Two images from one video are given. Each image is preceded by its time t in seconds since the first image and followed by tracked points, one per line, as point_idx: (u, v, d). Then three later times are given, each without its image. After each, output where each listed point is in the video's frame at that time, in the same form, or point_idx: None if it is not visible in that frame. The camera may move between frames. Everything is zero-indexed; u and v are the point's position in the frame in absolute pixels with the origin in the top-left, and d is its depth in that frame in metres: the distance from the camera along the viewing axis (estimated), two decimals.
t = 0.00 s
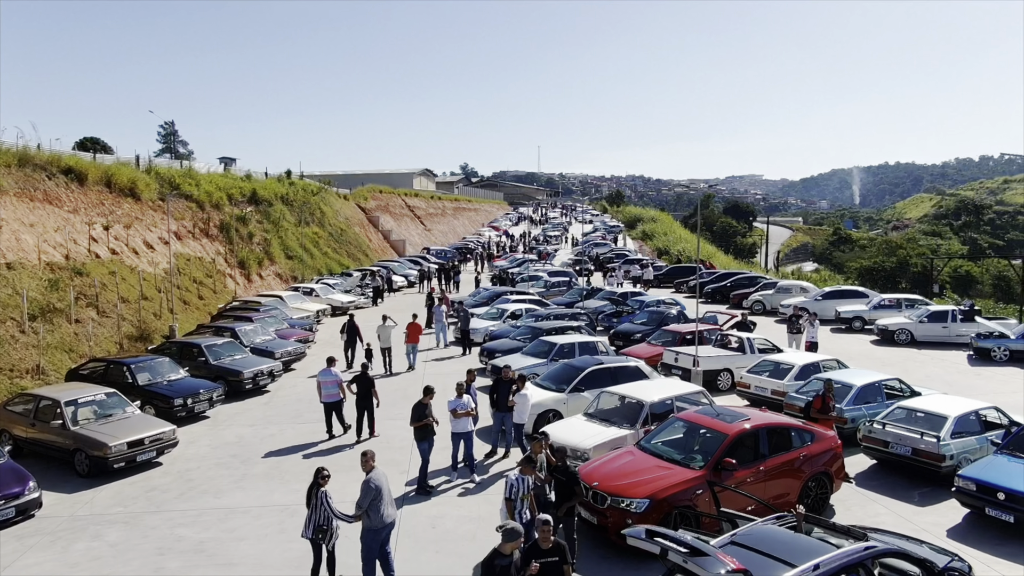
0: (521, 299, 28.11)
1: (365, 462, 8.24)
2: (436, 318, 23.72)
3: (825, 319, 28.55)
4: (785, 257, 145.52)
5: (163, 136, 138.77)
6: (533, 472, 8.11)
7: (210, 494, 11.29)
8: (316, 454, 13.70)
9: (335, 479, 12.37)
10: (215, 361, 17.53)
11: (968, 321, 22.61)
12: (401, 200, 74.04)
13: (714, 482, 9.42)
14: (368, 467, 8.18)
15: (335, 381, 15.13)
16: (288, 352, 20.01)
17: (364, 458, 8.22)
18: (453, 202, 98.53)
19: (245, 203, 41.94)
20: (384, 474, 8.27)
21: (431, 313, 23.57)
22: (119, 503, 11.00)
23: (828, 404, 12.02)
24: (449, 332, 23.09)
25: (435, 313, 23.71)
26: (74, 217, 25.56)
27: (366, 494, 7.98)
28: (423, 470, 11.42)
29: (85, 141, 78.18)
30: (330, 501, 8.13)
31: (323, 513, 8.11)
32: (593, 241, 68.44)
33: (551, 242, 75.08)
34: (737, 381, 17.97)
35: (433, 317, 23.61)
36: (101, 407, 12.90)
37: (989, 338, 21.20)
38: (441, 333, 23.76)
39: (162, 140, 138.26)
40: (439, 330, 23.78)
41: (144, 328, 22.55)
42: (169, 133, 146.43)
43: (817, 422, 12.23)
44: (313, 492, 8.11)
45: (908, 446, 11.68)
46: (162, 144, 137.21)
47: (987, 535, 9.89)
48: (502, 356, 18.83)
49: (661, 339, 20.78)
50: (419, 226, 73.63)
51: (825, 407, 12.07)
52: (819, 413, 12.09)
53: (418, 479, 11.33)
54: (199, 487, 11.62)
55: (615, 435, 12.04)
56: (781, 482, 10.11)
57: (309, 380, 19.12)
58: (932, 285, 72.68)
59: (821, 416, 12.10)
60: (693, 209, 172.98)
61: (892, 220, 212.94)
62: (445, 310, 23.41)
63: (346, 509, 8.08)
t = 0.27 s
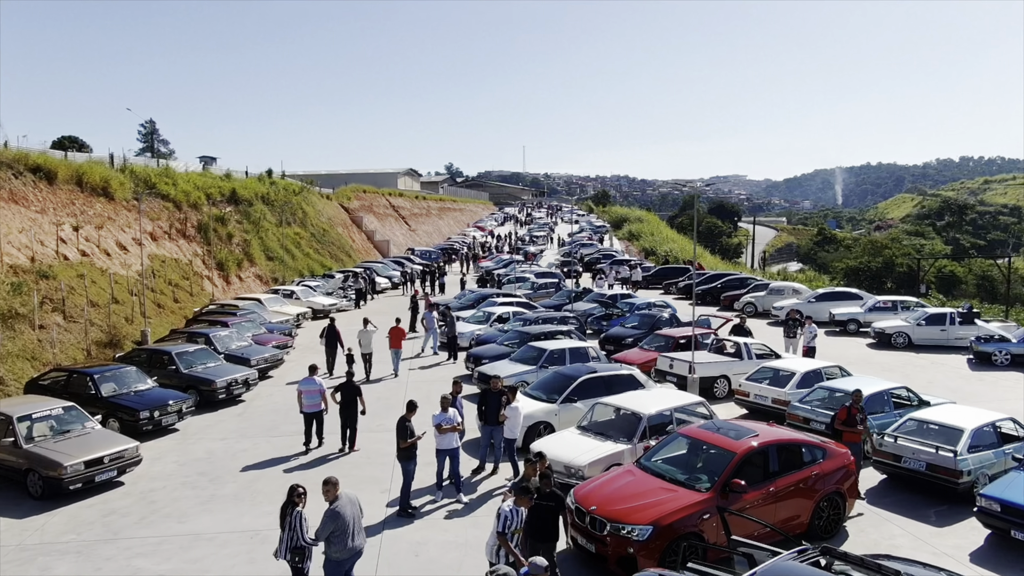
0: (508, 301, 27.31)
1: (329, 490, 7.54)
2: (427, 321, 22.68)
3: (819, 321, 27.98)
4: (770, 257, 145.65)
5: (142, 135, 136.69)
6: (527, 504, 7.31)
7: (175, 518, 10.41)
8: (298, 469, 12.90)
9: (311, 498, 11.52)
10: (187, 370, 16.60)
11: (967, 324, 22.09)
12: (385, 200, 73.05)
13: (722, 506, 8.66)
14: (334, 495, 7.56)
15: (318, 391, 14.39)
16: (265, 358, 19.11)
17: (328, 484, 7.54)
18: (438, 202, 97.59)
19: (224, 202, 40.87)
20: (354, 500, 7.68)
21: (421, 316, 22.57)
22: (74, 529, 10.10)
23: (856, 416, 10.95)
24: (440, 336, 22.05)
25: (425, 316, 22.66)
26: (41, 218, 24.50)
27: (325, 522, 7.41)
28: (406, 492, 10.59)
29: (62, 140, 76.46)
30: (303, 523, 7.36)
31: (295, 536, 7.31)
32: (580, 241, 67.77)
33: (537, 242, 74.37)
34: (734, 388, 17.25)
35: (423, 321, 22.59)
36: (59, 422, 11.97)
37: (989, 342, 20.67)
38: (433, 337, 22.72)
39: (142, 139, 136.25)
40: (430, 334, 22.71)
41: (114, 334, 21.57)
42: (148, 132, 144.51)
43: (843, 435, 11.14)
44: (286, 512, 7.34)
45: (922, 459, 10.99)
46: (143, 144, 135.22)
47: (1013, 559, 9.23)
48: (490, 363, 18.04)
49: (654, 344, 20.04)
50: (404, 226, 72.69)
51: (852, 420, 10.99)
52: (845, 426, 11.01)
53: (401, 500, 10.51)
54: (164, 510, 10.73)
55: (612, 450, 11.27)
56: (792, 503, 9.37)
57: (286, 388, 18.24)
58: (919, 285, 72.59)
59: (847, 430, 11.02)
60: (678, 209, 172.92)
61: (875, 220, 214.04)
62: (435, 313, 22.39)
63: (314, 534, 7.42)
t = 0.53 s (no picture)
0: (495, 303, 26.58)
1: (299, 510, 6.90)
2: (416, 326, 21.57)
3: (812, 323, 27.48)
4: (755, 257, 145.81)
5: (122, 134, 135.42)
6: (526, 539, 6.57)
7: (138, 544, 9.62)
8: (274, 484, 12.13)
9: (288, 519, 10.75)
10: (158, 378, 15.75)
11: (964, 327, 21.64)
12: (369, 200, 72.16)
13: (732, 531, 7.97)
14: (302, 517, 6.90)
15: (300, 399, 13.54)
16: (242, 365, 18.27)
17: (296, 507, 6.84)
18: (423, 202, 96.73)
19: (203, 202, 39.87)
20: (323, 523, 6.97)
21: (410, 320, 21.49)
22: (28, 557, 9.29)
23: (878, 431, 10.11)
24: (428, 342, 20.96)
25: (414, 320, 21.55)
26: (9, 218, 23.52)
27: (297, 546, 6.71)
28: (390, 512, 9.87)
29: (39, 138, 74.94)
30: (271, 548, 6.66)
31: (262, 563, 6.58)
32: (566, 242, 67.18)
33: (522, 243, 73.71)
34: (731, 395, 16.60)
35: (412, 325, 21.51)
36: (15, 438, 11.12)
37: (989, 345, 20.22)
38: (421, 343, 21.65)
39: (122, 137, 134.31)
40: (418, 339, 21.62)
41: (84, 340, 20.65)
42: (129, 130, 142.92)
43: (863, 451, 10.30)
44: (254, 537, 6.63)
45: (937, 475, 10.37)
46: (123, 142, 133.35)
47: None
48: (477, 370, 17.32)
49: (647, 349, 19.36)
50: (388, 226, 71.83)
51: (873, 435, 10.15)
52: (866, 442, 10.18)
53: (386, 519, 9.79)
54: (126, 534, 9.93)
55: (609, 466, 10.59)
56: (804, 524, 8.72)
57: (264, 396, 17.41)
58: (905, 286, 72.59)
59: (868, 446, 10.18)
60: (663, 209, 172.92)
61: (859, 220, 215.14)
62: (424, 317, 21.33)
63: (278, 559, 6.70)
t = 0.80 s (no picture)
0: (496, 305, 25.96)
1: (290, 528, 6.44)
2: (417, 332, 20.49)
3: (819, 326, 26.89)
4: (754, 257, 145.21)
5: (118, 133, 134.69)
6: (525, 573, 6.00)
7: (117, 567, 8.99)
8: (262, 496, 11.52)
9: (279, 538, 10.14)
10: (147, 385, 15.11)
11: (979, 330, 21.05)
12: (367, 200, 71.53)
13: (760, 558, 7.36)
14: (294, 535, 6.42)
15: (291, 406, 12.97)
16: (235, 370, 17.64)
17: (287, 523, 6.38)
18: (421, 202, 96.12)
19: (198, 202, 39.21)
20: (317, 543, 6.51)
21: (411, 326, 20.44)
22: None
23: (917, 451, 9.36)
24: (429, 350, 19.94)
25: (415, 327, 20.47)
26: None
27: (285, 567, 6.19)
28: (389, 533, 9.27)
29: (34, 137, 74.19)
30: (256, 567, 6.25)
31: None
32: (566, 242, 66.60)
33: (522, 243, 73.08)
34: (742, 402, 15.98)
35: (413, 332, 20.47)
36: None
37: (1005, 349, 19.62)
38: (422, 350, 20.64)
39: (119, 137, 133.52)
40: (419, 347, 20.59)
41: (72, 344, 20.02)
42: (126, 129, 142.26)
43: (903, 474, 9.53)
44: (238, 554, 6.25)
45: (970, 492, 9.73)
46: (120, 142, 132.57)
47: None
48: (479, 376, 16.71)
49: (653, 353, 18.73)
50: (387, 226, 71.22)
51: (912, 456, 9.40)
52: (905, 464, 9.42)
53: (383, 540, 9.17)
54: (105, 556, 9.30)
55: (620, 482, 9.98)
56: (834, 548, 8.12)
57: (257, 403, 16.79)
58: (907, 287, 72.05)
59: (908, 467, 9.41)
60: (662, 209, 172.26)
61: (858, 220, 214.66)
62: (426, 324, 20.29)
63: None
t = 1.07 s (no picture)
0: (498, 308, 25.17)
1: (270, 555, 6.06)
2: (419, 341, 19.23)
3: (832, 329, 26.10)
4: (756, 257, 144.37)
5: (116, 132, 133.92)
6: None
7: None
8: (251, 516, 10.76)
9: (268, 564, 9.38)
10: (132, 395, 14.32)
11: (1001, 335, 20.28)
12: (367, 200, 70.75)
13: None
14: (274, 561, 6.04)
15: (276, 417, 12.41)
16: (227, 378, 16.87)
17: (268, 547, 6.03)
18: (421, 201, 95.34)
19: (194, 202, 38.44)
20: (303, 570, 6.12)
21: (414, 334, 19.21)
22: None
23: (981, 479, 8.46)
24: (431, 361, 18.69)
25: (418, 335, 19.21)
26: None
27: None
28: (387, 564, 8.51)
29: (32, 136, 73.18)
30: None
31: None
32: (567, 242, 65.79)
33: (523, 244, 72.29)
34: (759, 412, 15.20)
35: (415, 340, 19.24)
36: None
37: None
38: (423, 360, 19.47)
39: (118, 137, 132.69)
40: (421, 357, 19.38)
41: (58, 349, 19.26)
42: (124, 128, 141.66)
43: (962, 502, 8.64)
44: None
45: (1021, 517, 8.95)
46: (119, 143, 131.57)
47: None
48: (482, 384, 15.95)
49: (663, 359, 17.94)
50: (386, 226, 70.42)
51: (976, 484, 8.49)
52: (968, 492, 8.51)
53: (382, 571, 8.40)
54: None
55: (639, 505, 9.21)
56: None
57: (249, 413, 16.02)
58: (912, 288, 71.18)
59: (970, 496, 8.51)
60: (663, 209, 171.45)
61: (860, 220, 213.84)
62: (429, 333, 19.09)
63: None
